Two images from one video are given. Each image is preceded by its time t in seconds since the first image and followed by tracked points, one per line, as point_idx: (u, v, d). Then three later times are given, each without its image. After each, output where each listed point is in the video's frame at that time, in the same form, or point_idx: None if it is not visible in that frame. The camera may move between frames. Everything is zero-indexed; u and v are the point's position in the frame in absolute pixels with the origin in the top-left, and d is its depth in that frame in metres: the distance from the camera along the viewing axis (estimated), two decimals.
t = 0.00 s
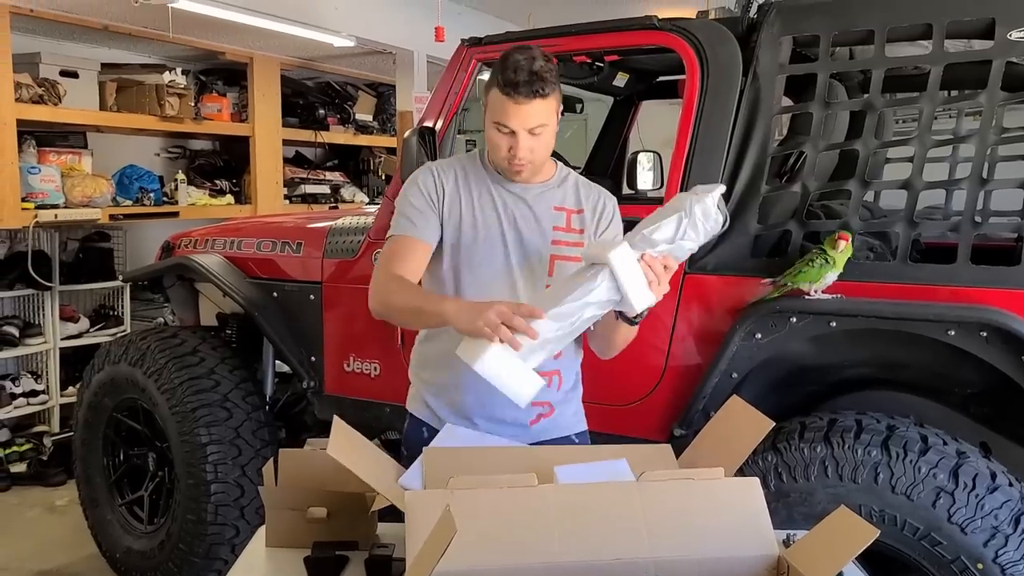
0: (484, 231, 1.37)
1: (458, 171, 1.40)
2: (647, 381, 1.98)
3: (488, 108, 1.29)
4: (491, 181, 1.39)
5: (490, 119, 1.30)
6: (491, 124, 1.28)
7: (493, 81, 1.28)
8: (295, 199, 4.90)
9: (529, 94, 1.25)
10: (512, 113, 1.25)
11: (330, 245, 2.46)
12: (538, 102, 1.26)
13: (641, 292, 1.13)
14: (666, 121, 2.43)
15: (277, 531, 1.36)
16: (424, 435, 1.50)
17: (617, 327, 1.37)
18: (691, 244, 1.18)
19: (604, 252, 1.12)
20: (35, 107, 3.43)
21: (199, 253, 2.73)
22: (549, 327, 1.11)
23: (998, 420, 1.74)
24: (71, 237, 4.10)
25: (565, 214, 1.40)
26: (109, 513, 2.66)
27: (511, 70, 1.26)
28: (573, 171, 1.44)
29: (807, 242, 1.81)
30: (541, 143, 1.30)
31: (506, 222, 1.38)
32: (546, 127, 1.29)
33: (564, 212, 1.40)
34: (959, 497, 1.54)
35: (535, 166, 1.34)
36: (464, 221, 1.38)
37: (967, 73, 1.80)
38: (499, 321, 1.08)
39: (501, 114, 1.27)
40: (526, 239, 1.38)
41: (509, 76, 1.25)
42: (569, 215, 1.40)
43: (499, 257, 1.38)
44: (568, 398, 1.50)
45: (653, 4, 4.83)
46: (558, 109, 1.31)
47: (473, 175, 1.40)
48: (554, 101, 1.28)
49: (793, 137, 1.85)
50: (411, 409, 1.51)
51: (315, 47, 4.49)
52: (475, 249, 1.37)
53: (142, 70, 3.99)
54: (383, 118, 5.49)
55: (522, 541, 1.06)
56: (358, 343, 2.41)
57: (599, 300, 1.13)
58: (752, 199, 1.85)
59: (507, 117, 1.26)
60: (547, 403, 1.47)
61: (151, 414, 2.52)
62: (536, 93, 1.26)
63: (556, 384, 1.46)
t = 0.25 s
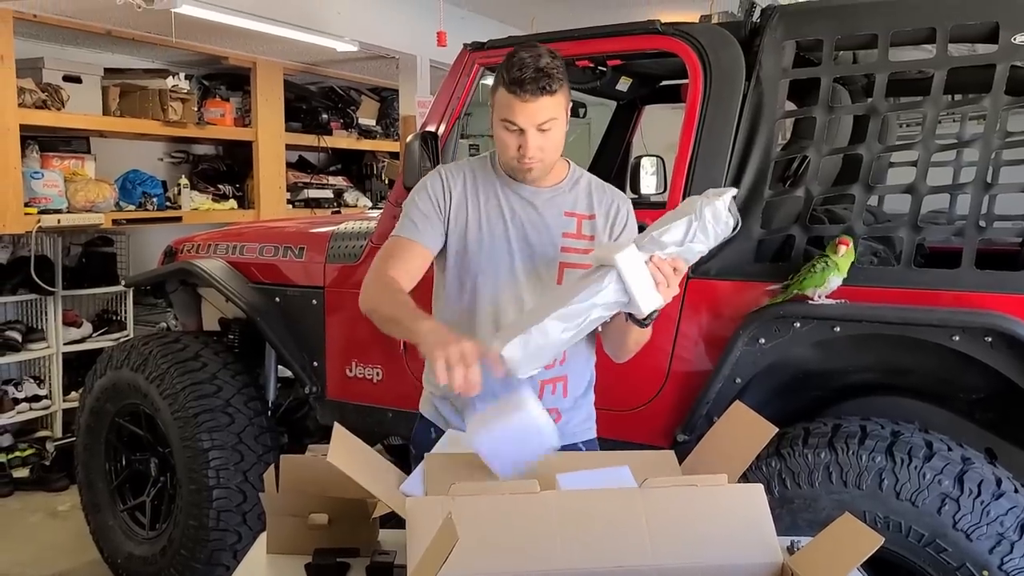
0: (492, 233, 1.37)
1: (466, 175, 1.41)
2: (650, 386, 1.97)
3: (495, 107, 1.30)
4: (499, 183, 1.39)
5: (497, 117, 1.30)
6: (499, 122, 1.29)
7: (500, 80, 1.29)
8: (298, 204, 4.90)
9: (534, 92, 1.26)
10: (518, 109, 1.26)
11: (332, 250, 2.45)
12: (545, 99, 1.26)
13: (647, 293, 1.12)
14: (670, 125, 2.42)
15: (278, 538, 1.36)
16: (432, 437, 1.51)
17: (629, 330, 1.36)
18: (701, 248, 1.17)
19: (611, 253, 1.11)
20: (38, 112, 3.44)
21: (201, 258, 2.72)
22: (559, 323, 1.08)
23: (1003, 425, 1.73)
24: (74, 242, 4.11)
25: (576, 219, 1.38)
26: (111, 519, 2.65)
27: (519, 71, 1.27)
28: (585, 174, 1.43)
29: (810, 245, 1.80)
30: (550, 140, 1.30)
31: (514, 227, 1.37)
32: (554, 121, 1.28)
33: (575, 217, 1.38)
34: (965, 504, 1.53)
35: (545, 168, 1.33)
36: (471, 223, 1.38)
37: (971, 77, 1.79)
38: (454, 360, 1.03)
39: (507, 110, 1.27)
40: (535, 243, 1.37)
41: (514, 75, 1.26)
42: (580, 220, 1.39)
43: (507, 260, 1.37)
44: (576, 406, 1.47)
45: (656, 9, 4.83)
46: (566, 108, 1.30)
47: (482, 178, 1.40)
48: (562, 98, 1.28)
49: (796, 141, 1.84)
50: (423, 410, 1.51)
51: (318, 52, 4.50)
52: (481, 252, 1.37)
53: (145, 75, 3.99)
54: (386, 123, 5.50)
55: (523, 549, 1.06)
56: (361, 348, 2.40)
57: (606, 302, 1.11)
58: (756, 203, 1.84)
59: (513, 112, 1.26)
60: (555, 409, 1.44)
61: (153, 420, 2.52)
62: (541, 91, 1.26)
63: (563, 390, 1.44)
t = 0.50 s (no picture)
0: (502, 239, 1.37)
1: (474, 182, 1.40)
2: (652, 390, 1.97)
3: (498, 107, 1.30)
4: (508, 190, 1.39)
5: (502, 119, 1.30)
6: (505, 123, 1.29)
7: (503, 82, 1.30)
8: (299, 209, 4.90)
9: (537, 89, 1.27)
10: (523, 108, 1.27)
11: (333, 255, 2.46)
12: (548, 96, 1.27)
13: (666, 294, 1.13)
14: (671, 130, 2.43)
15: (278, 542, 1.35)
16: (437, 441, 1.51)
17: (643, 332, 1.36)
18: (718, 249, 1.19)
19: (631, 252, 1.10)
20: (39, 117, 3.45)
21: (202, 263, 2.73)
22: (580, 320, 1.08)
23: (1005, 430, 1.73)
24: (75, 246, 4.13)
25: (586, 225, 1.39)
26: (111, 524, 2.65)
27: (523, 72, 1.28)
28: (593, 178, 1.43)
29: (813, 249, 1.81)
30: (557, 137, 1.30)
31: (525, 234, 1.37)
32: (559, 116, 1.29)
33: (585, 223, 1.39)
34: (966, 509, 1.52)
35: (554, 169, 1.34)
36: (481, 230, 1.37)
37: (971, 82, 1.79)
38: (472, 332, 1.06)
39: (512, 110, 1.27)
40: (546, 248, 1.37)
41: (516, 76, 1.28)
42: (590, 225, 1.39)
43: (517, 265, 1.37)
44: (584, 413, 1.46)
45: (657, 13, 4.84)
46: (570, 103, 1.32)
47: (489, 183, 1.40)
48: (564, 93, 1.29)
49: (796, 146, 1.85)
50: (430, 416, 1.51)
51: (320, 57, 4.51)
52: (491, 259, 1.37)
53: (147, 80, 3.97)
54: (389, 128, 5.51)
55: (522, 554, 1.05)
56: (362, 353, 2.40)
57: (627, 300, 1.11)
58: (757, 208, 1.84)
59: (517, 111, 1.27)
60: (562, 417, 1.43)
61: (154, 424, 2.52)
62: (544, 88, 1.27)
63: (570, 395, 1.43)
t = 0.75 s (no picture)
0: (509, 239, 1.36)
1: (478, 182, 1.40)
2: (651, 394, 1.96)
3: (495, 94, 1.33)
4: (513, 189, 1.38)
5: (501, 107, 1.32)
6: (504, 107, 1.31)
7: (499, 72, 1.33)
8: (298, 212, 4.89)
9: (529, 64, 1.30)
10: (518, 85, 1.29)
11: (331, 257, 2.45)
12: (539, 71, 1.30)
13: (626, 315, 1.15)
14: (670, 132, 2.42)
15: (273, 548, 1.33)
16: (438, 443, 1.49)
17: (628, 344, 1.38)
18: (675, 258, 1.12)
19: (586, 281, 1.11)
20: (36, 120, 3.44)
21: (200, 266, 2.72)
22: (543, 357, 1.12)
23: (1007, 433, 1.71)
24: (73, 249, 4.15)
25: (591, 226, 1.38)
26: (108, 528, 2.64)
27: (519, 57, 1.32)
28: (598, 178, 1.42)
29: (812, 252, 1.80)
30: (558, 119, 1.31)
31: (530, 235, 1.36)
32: (556, 93, 1.31)
33: (591, 224, 1.38)
34: (966, 513, 1.51)
35: (557, 160, 1.34)
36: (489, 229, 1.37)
37: (971, 83, 1.78)
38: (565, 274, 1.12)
39: (511, 92, 1.30)
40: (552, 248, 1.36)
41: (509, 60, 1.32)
42: (595, 226, 1.38)
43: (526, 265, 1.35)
44: (590, 419, 1.45)
45: (656, 16, 4.83)
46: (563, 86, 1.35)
47: (496, 182, 1.39)
48: (554, 72, 1.32)
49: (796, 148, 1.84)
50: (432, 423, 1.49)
51: (319, 60, 4.50)
52: (500, 258, 1.36)
53: (145, 82, 3.98)
54: (388, 131, 5.51)
55: (518, 560, 1.04)
56: (360, 356, 2.39)
57: (589, 328, 1.14)
58: (757, 211, 1.83)
59: (512, 91, 1.30)
60: (568, 422, 1.42)
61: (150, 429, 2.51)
62: (537, 64, 1.31)
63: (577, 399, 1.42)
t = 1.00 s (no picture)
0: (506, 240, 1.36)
1: (479, 181, 1.40)
2: (649, 395, 1.95)
3: (506, 84, 1.32)
4: (513, 189, 1.37)
5: (508, 98, 1.31)
6: (511, 99, 1.30)
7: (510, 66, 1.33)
8: (298, 213, 4.89)
9: (541, 57, 1.31)
10: (527, 75, 1.29)
11: (330, 259, 2.44)
12: (550, 65, 1.31)
13: (605, 326, 1.18)
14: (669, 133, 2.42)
15: (269, 550, 1.33)
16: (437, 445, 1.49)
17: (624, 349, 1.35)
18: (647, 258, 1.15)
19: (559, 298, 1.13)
20: (36, 121, 3.44)
21: (198, 267, 2.72)
22: (529, 379, 1.17)
23: (1007, 435, 1.71)
24: (72, 251, 4.13)
25: (590, 229, 1.36)
26: (107, 530, 2.64)
27: (530, 52, 1.32)
28: (600, 182, 1.41)
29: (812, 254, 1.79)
30: (564, 115, 1.30)
31: (528, 235, 1.36)
32: (566, 90, 1.30)
33: (590, 227, 1.36)
34: (966, 515, 1.50)
35: (559, 158, 1.33)
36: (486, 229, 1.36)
37: (971, 84, 1.77)
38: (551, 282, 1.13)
39: (520, 82, 1.29)
40: (549, 251, 1.35)
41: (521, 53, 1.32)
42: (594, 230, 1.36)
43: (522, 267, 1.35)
44: (592, 423, 1.44)
45: (656, 17, 4.84)
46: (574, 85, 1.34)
47: (497, 183, 1.39)
48: (561, 68, 1.32)
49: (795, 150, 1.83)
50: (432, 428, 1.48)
51: (318, 61, 4.50)
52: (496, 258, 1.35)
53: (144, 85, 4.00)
54: (388, 132, 5.51)
55: (516, 563, 1.03)
56: (359, 358, 2.38)
57: (570, 343, 1.17)
58: (756, 212, 1.83)
59: (521, 80, 1.29)
60: (569, 426, 1.41)
61: (148, 430, 2.50)
62: (549, 59, 1.31)
63: (579, 403, 1.41)
